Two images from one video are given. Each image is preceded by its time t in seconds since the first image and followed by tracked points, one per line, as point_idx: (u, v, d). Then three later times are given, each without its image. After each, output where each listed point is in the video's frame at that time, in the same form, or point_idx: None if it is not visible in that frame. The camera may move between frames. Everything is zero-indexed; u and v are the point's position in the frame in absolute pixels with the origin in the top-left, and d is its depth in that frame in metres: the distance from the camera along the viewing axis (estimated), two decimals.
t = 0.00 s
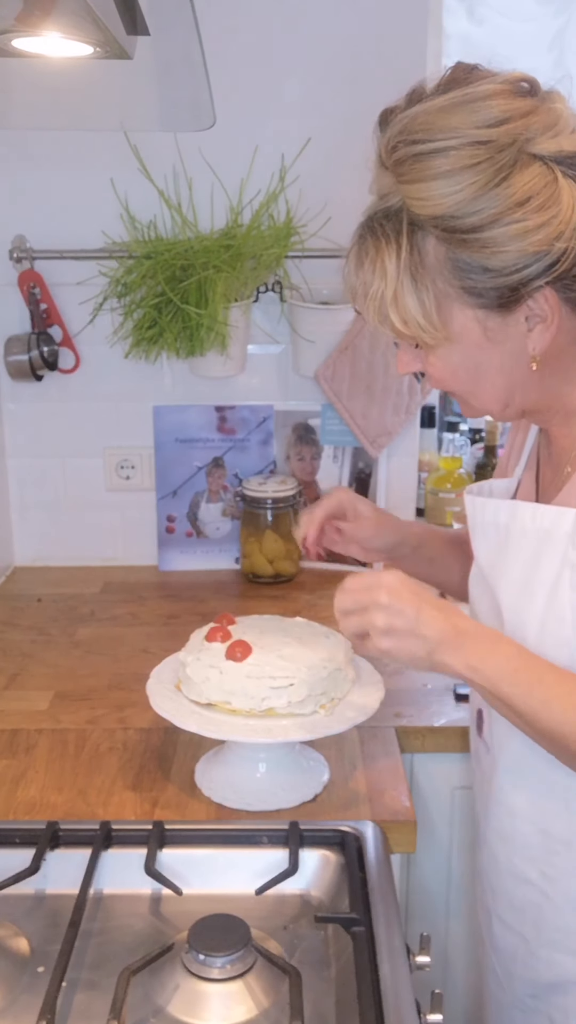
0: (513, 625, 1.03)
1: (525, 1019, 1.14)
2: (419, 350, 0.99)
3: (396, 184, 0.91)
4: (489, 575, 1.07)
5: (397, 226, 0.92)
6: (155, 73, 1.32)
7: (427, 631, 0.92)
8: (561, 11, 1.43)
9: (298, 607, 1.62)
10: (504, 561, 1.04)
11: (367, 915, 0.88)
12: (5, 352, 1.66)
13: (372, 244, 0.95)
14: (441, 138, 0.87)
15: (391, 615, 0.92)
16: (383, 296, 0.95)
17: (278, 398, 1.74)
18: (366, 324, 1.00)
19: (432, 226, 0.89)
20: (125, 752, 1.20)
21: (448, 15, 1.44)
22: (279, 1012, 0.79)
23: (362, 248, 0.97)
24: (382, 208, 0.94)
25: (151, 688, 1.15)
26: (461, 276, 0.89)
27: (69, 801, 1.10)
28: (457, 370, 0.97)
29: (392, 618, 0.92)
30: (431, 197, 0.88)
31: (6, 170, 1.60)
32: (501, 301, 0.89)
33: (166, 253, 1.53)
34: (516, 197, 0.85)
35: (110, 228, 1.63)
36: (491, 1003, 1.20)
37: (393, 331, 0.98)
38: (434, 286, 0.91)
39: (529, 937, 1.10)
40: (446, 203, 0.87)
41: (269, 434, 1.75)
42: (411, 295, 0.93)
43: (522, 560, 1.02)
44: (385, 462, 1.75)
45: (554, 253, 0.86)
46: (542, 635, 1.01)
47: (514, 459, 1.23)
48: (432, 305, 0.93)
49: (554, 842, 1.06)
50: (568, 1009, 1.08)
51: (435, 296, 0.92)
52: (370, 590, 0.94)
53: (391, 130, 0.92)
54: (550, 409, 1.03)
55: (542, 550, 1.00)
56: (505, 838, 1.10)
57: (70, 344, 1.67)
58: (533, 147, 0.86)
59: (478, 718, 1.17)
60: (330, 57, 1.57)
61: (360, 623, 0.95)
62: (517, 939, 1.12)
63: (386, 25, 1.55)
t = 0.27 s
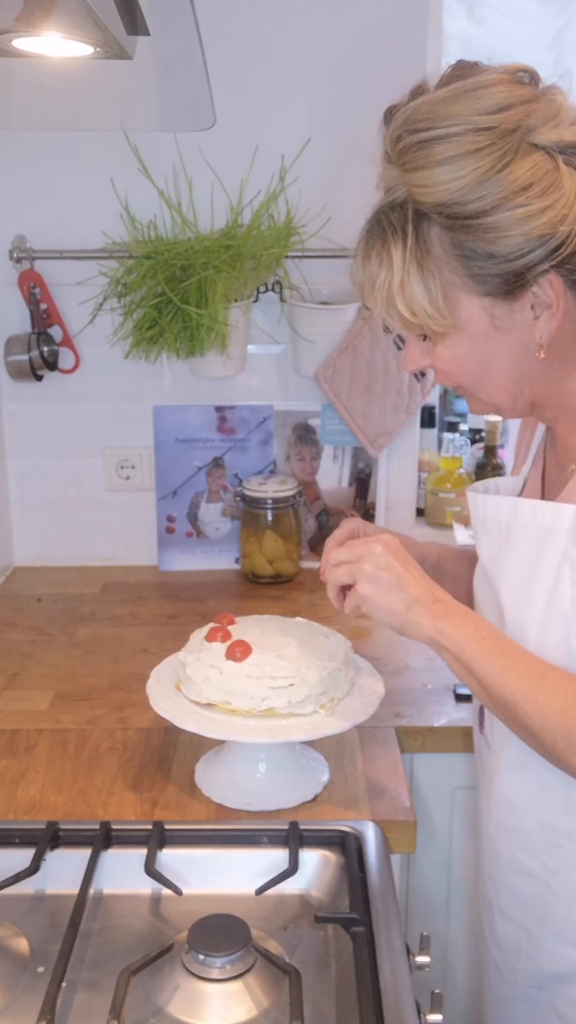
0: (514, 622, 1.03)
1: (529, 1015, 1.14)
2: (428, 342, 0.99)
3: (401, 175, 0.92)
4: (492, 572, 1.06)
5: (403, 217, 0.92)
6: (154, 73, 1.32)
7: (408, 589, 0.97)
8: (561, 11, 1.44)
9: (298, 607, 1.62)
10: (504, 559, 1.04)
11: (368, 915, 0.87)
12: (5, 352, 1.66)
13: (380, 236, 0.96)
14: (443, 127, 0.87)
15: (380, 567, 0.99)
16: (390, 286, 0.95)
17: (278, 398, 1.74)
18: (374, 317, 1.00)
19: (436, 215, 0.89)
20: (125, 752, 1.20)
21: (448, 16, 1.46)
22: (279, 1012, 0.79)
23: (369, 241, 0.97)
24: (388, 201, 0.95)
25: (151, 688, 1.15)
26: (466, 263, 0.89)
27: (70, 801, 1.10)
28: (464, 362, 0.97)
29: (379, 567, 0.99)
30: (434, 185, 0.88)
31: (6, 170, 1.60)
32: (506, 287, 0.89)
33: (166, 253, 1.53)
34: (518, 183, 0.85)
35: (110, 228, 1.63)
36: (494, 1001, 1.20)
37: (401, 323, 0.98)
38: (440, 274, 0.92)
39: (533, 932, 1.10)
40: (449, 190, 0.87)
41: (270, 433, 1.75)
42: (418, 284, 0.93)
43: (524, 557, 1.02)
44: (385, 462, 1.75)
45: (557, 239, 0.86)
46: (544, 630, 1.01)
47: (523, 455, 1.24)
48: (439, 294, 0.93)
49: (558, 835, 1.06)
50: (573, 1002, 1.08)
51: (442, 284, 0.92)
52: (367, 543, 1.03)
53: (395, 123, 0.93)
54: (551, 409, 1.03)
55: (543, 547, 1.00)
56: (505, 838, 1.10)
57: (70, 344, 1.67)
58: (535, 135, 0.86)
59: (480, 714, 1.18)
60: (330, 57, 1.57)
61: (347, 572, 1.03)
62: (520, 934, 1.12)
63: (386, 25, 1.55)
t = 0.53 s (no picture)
0: (516, 621, 1.03)
1: (531, 1015, 1.14)
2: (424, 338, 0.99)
3: (393, 173, 0.92)
4: (493, 571, 1.06)
5: (395, 215, 0.93)
6: (154, 73, 1.32)
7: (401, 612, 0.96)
8: (561, 11, 1.44)
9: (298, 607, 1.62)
10: (506, 558, 1.04)
11: (368, 915, 0.87)
12: (5, 352, 1.66)
13: (374, 235, 0.96)
14: (433, 124, 0.87)
15: (368, 592, 0.97)
16: (384, 284, 0.95)
17: (278, 398, 1.74)
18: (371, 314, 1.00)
19: (428, 212, 0.89)
20: (125, 752, 1.20)
21: (449, 16, 1.45)
22: (279, 1012, 0.79)
23: (364, 239, 0.98)
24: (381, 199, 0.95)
25: (151, 688, 1.15)
26: (458, 260, 0.89)
27: (70, 801, 1.10)
28: (460, 358, 0.97)
29: (368, 592, 0.97)
30: (425, 182, 0.88)
31: (6, 170, 1.60)
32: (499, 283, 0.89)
33: (166, 253, 1.53)
34: (508, 178, 0.85)
35: (110, 228, 1.63)
36: (495, 1001, 1.20)
37: (397, 321, 0.99)
38: (433, 271, 0.92)
39: (534, 932, 1.10)
40: (439, 187, 0.87)
41: (269, 434, 1.75)
42: (411, 281, 0.93)
43: (525, 555, 1.02)
44: (385, 462, 1.75)
45: (547, 234, 0.86)
46: (546, 629, 1.01)
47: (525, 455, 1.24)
48: (432, 290, 0.93)
49: (559, 835, 1.06)
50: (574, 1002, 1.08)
51: (434, 281, 0.92)
52: (352, 564, 1.00)
53: (387, 121, 0.93)
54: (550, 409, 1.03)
55: (544, 546, 1.00)
56: (505, 838, 1.10)
57: (70, 344, 1.67)
58: (526, 131, 0.86)
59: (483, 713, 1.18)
60: (330, 57, 1.57)
61: (336, 598, 1.00)
62: (521, 935, 1.12)
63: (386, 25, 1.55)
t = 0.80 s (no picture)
0: (513, 623, 1.03)
1: (528, 1017, 1.14)
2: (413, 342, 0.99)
3: (378, 179, 0.92)
4: (490, 573, 1.07)
5: (381, 220, 0.93)
6: (155, 74, 1.32)
7: (403, 639, 0.94)
8: (561, 12, 1.44)
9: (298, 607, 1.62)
10: (502, 560, 1.04)
11: (368, 915, 0.87)
12: (5, 352, 1.66)
13: (361, 240, 0.96)
14: (415, 129, 0.87)
15: (367, 621, 0.95)
16: (372, 288, 0.96)
17: (278, 398, 1.74)
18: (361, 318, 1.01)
19: (413, 217, 0.89)
20: (125, 752, 1.21)
21: (449, 16, 1.45)
22: (279, 1012, 0.79)
23: (353, 244, 0.98)
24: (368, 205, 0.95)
25: (151, 688, 1.15)
26: (443, 264, 0.90)
27: (70, 801, 1.10)
28: (448, 361, 0.96)
29: (368, 624, 0.95)
30: (409, 187, 0.88)
31: (6, 170, 1.60)
32: (484, 286, 0.89)
33: (166, 253, 1.53)
34: (490, 182, 0.85)
35: (110, 228, 1.63)
36: (495, 1002, 1.20)
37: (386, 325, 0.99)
38: (419, 275, 0.92)
39: (532, 933, 1.10)
40: (423, 192, 0.87)
41: (269, 434, 1.75)
42: (398, 286, 0.93)
43: (521, 557, 1.02)
44: (385, 462, 1.74)
45: (530, 237, 0.86)
46: (543, 630, 1.01)
47: (519, 457, 1.24)
48: (418, 295, 0.93)
49: (557, 836, 1.06)
50: (572, 1005, 1.08)
51: (420, 286, 0.93)
52: (347, 594, 0.96)
53: (372, 126, 0.93)
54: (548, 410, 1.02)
55: (541, 547, 1.00)
56: (503, 838, 1.10)
57: (70, 344, 1.67)
58: (508, 135, 0.86)
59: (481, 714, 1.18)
60: (330, 57, 1.57)
61: (334, 628, 0.97)
62: (520, 936, 1.12)
63: (384, 25, 1.55)
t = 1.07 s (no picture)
0: (510, 623, 1.03)
1: (527, 1017, 1.14)
2: (407, 346, 0.99)
3: (365, 185, 0.92)
4: (488, 572, 1.07)
5: (370, 227, 0.93)
6: (155, 74, 1.32)
7: (418, 648, 0.93)
8: (561, 12, 1.44)
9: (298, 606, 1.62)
10: (501, 560, 1.04)
11: (368, 915, 0.87)
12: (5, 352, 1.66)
13: (351, 246, 0.96)
14: (400, 135, 0.87)
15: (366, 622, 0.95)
16: (364, 294, 0.96)
17: (278, 398, 1.74)
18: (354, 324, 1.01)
19: (401, 221, 0.90)
20: (125, 752, 1.21)
21: (449, 17, 1.45)
22: (279, 1012, 0.79)
23: (343, 251, 0.98)
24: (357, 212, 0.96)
25: (151, 688, 1.15)
26: (432, 267, 0.90)
27: (70, 801, 1.10)
28: (441, 364, 0.96)
29: (381, 635, 0.93)
30: (395, 192, 0.88)
31: (6, 169, 1.60)
32: (474, 288, 0.89)
33: (166, 253, 1.53)
34: (476, 185, 0.85)
35: (110, 228, 1.63)
36: (494, 1002, 1.20)
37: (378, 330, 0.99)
38: (409, 280, 0.92)
39: (530, 933, 1.10)
40: (410, 197, 0.87)
41: (269, 434, 1.75)
42: (388, 291, 0.93)
43: (518, 557, 1.02)
44: (385, 462, 1.74)
45: (516, 237, 0.86)
46: (539, 630, 1.01)
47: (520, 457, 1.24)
48: (409, 299, 0.93)
49: (554, 836, 1.06)
50: (571, 1005, 1.08)
51: (410, 290, 0.93)
52: (358, 606, 0.95)
53: (357, 134, 0.94)
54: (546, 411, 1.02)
55: (539, 548, 1.00)
56: (503, 839, 1.10)
57: (70, 344, 1.67)
58: (493, 137, 0.87)
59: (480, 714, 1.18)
60: (330, 57, 1.57)
61: (347, 641, 0.96)
62: (519, 937, 1.12)
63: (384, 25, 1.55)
